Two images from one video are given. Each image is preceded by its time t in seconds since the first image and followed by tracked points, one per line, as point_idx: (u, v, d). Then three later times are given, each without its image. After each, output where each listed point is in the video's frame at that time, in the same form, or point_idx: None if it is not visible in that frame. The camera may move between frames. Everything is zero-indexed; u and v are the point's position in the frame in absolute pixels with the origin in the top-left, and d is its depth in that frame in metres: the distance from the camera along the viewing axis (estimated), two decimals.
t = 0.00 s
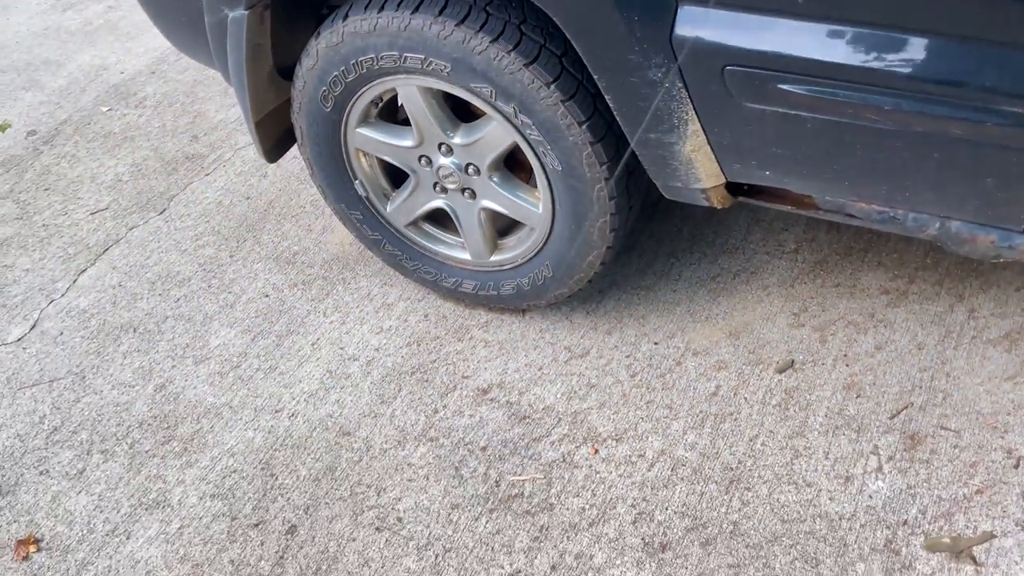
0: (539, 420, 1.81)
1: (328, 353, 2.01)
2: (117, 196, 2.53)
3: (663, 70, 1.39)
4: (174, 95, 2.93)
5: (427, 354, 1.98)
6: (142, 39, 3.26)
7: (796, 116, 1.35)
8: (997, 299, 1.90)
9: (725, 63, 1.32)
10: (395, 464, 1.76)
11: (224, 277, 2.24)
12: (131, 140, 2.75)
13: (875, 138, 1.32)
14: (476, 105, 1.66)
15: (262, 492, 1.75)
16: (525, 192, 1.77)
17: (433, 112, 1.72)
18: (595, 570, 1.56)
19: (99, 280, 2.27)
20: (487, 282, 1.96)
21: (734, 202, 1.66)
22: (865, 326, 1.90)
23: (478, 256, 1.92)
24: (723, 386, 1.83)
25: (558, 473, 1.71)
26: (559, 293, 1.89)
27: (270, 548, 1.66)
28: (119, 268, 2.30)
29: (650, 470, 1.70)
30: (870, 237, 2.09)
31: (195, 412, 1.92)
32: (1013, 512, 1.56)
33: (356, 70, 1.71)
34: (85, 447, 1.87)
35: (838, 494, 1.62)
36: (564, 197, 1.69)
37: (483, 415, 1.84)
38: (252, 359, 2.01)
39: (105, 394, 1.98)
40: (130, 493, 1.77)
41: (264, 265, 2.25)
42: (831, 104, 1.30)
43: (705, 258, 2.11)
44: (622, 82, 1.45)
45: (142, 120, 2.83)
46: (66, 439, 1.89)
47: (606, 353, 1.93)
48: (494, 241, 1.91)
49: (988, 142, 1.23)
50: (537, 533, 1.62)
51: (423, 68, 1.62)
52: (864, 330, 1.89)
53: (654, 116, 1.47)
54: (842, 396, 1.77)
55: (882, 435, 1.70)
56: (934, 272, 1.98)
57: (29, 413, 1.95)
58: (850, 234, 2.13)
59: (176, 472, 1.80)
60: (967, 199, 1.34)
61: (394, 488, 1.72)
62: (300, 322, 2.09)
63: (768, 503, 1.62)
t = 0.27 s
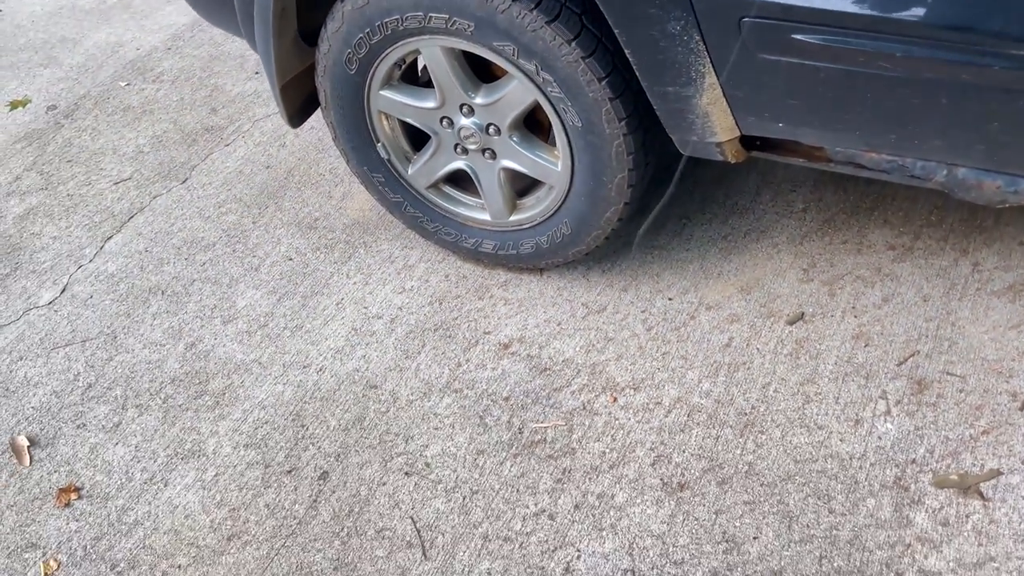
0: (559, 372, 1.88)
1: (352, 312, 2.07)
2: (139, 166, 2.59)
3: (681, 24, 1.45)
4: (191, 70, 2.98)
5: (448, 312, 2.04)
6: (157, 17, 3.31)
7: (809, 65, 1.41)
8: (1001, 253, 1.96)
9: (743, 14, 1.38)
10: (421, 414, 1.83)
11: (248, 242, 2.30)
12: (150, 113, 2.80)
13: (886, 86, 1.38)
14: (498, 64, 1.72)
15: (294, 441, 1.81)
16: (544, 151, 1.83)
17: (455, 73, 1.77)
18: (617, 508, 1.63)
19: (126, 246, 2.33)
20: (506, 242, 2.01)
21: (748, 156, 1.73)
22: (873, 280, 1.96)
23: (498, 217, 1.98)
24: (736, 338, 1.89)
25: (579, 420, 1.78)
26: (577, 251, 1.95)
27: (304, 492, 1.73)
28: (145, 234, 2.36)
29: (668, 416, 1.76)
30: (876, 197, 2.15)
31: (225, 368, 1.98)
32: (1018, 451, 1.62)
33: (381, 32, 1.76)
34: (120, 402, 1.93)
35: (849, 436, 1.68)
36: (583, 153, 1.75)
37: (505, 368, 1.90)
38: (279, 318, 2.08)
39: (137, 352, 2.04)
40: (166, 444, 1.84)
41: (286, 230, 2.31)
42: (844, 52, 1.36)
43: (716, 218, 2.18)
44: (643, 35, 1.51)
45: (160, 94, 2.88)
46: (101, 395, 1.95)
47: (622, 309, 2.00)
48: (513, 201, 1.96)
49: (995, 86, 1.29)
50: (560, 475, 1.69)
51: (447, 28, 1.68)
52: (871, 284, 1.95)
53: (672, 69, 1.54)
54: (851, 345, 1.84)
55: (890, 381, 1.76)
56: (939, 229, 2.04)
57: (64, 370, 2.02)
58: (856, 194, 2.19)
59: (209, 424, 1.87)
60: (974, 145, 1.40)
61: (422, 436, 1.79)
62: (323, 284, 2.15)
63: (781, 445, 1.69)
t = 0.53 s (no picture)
0: (570, 331, 1.92)
1: (364, 278, 2.11)
2: (147, 142, 2.62)
3: None
4: (194, 48, 3.00)
5: (459, 277, 2.08)
6: None
7: (814, 22, 1.47)
8: (996, 213, 2.00)
9: None
10: (436, 373, 1.88)
11: (258, 213, 2.33)
12: (156, 91, 2.82)
13: (887, 41, 1.44)
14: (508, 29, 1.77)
15: (312, 401, 1.86)
16: (553, 116, 1.87)
17: (464, 40, 1.82)
18: (629, 458, 1.68)
19: (137, 218, 2.36)
20: (515, 207, 2.05)
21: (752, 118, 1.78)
22: (871, 240, 2.02)
23: (507, 183, 2.01)
24: (740, 296, 1.95)
25: (590, 376, 1.83)
26: (585, 214, 1.99)
27: (323, 449, 1.77)
28: (156, 207, 2.39)
29: (676, 371, 1.82)
30: (873, 161, 2.20)
31: (241, 333, 2.02)
32: (1016, 397, 1.68)
33: None
34: (138, 367, 1.97)
35: (852, 386, 1.74)
36: (591, 116, 1.80)
37: (517, 328, 1.95)
38: (292, 285, 2.12)
39: (153, 319, 2.08)
40: (186, 406, 1.88)
41: (296, 201, 2.35)
42: (847, 8, 1.43)
43: (718, 184, 2.23)
44: None
45: (164, 72, 2.91)
46: (120, 360, 1.99)
47: (629, 272, 2.04)
48: (521, 167, 2.00)
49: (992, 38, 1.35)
50: (573, 428, 1.74)
51: None
52: (870, 243, 2.01)
53: (679, 30, 1.59)
54: (852, 301, 1.90)
55: (890, 334, 1.82)
56: (934, 190, 2.09)
57: (82, 338, 2.06)
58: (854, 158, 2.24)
59: (228, 387, 1.91)
60: (972, 98, 1.45)
61: (437, 394, 1.84)
62: (334, 252, 2.19)
63: (787, 396, 1.74)
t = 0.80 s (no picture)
0: (553, 308, 1.94)
1: (347, 261, 2.12)
2: (125, 130, 2.60)
3: None
4: (169, 37, 2.98)
5: (442, 258, 2.09)
6: None
7: None
8: (966, 185, 2.05)
9: None
10: (421, 352, 1.89)
11: (239, 199, 2.33)
12: (132, 79, 2.81)
13: (858, 15, 1.47)
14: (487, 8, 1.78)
15: (298, 382, 1.87)
16: (532, 95, 1.89)
17: (444, 20, 1.83)
18: (613, 430, 1.71)
19: (117, 206, 2.36)
20: (497, 187, 2.06)
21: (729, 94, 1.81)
22: (846, 215, 2.06)
23: (489, 163, 2.03)
24: (719, 271, 1.98)
25: (573, 352, 1.85)
26: (566, 193, 2.01)
27: (310, 428, 1.79)
28: (135, 194, 2.38)
29: (658, 344, 1.84)
30: (846, 138, 2.24)
31: (225, 317, 2.03)
32: (987, 363, 1.72)
33: None
34: (122, 352, 1.97)
35: (829, 356, 1.78)
36: (571, 94, 1.82)
37: (500, 307, 1.96)
38: (275, 269, 2.12)
39: (136, 305, 2.08)
40: (172, 390, 1.89)
41: (277, 186, 2.35)
42: None
43: (696, 162, 2.26)
44: None
45: (140, 61, 2.89)
46: (104, 346, 1.99)
47: (611, 250, 2.05)
48: (502, 148, 2.02)
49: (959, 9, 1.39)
50: (558, 403, 1.76)
51: None
52: (845, 218, 2.05)
53: (656, 7, 1.62)
54: (828, 274, 1.94)
55: (866, 305, 1.86)
56: (906, 165, 2.13)
57: (65, 325, 2.05)
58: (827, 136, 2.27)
59: (213, 370, 1.92)
60: (941, 69, 1.49)
61: (422, 373, 1.86)
62: (317, 236, 2.20)
63: (765, 366, 1.78)
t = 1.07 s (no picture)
0: (534, 300, 1.94)
1: (329, 255, 2.12)
2: (107, 126, 2.60)
3: None
4: (153, 32, 2.97)
5: (424, 251, 2.09)
6: None
7: None
8: (947, 174, 2.05)
9: None
10: (402, 346, 1.90)
11: (221, 193, 2.33)
12: (115, 75, 2.80)
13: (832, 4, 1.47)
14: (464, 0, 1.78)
15: (278, 376, 1.89)
16: (512, 87, 1.89)
17: (421, 12, 1.82)
18: (593, 421, 1.71)
19: (99, 202, 2.35)
20: (478, 180, 2.06)
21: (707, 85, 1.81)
22: (827, 205, 2.05)
23: (469, 155, 2.02)
24: (700, 262, 1.97)
25: (554, 344, 1.85)
26: (547, 185, 2.01)
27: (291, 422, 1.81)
28: (118, 190, 2.38)
29: (639, 335, 1.84)
30: (828, 127, 2.24)
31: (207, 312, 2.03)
32: (965, 350, 1.73)
33: None
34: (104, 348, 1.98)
35: (808, 345, 1.78)
36: (549, 86, 1.82)
37: (482, 300, 1.96)
38: (257, 264, 2.12)
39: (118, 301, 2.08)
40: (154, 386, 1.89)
41: (259, 180, 2.35)
42: None
43: (678, 154, 2.26)
44: None
45: (124, 56, 2.88)
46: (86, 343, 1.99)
47: (593, 241, 2.05)
48: (483, 140, 2.02)
49: None
50: (538, 395, 1.77)
51: None
52: (826, 208, 2.05)
53: None
54: (809, 264, 1.94)
55: (846, 294, 1.86)
56: (888, 154, 2.13)
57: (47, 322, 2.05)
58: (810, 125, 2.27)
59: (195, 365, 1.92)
60: (916, 58, 1.49)
61: (404, 366, 1.86)
62: (299, 230, 2.19)
63: (746, 356, 1.78)
